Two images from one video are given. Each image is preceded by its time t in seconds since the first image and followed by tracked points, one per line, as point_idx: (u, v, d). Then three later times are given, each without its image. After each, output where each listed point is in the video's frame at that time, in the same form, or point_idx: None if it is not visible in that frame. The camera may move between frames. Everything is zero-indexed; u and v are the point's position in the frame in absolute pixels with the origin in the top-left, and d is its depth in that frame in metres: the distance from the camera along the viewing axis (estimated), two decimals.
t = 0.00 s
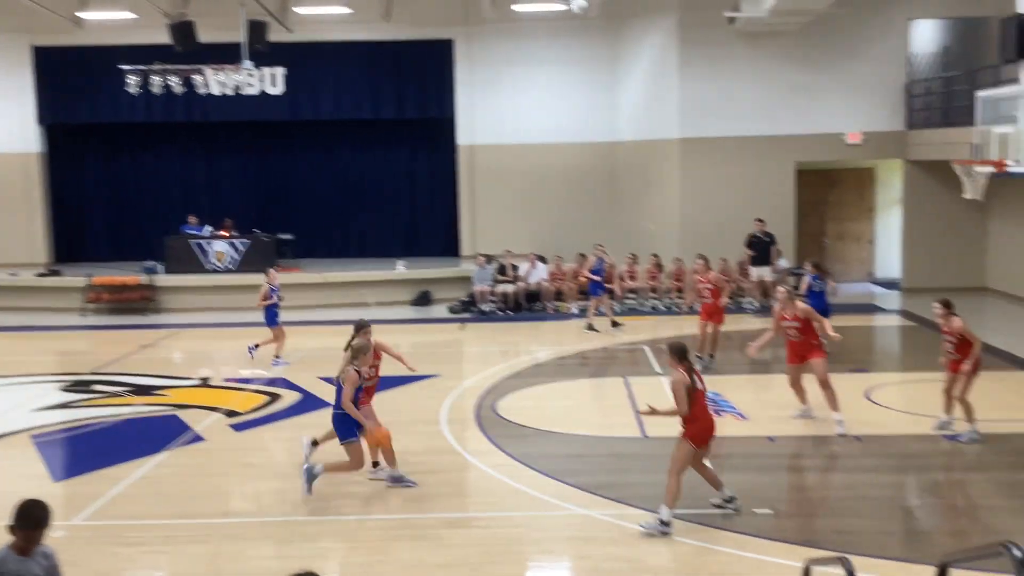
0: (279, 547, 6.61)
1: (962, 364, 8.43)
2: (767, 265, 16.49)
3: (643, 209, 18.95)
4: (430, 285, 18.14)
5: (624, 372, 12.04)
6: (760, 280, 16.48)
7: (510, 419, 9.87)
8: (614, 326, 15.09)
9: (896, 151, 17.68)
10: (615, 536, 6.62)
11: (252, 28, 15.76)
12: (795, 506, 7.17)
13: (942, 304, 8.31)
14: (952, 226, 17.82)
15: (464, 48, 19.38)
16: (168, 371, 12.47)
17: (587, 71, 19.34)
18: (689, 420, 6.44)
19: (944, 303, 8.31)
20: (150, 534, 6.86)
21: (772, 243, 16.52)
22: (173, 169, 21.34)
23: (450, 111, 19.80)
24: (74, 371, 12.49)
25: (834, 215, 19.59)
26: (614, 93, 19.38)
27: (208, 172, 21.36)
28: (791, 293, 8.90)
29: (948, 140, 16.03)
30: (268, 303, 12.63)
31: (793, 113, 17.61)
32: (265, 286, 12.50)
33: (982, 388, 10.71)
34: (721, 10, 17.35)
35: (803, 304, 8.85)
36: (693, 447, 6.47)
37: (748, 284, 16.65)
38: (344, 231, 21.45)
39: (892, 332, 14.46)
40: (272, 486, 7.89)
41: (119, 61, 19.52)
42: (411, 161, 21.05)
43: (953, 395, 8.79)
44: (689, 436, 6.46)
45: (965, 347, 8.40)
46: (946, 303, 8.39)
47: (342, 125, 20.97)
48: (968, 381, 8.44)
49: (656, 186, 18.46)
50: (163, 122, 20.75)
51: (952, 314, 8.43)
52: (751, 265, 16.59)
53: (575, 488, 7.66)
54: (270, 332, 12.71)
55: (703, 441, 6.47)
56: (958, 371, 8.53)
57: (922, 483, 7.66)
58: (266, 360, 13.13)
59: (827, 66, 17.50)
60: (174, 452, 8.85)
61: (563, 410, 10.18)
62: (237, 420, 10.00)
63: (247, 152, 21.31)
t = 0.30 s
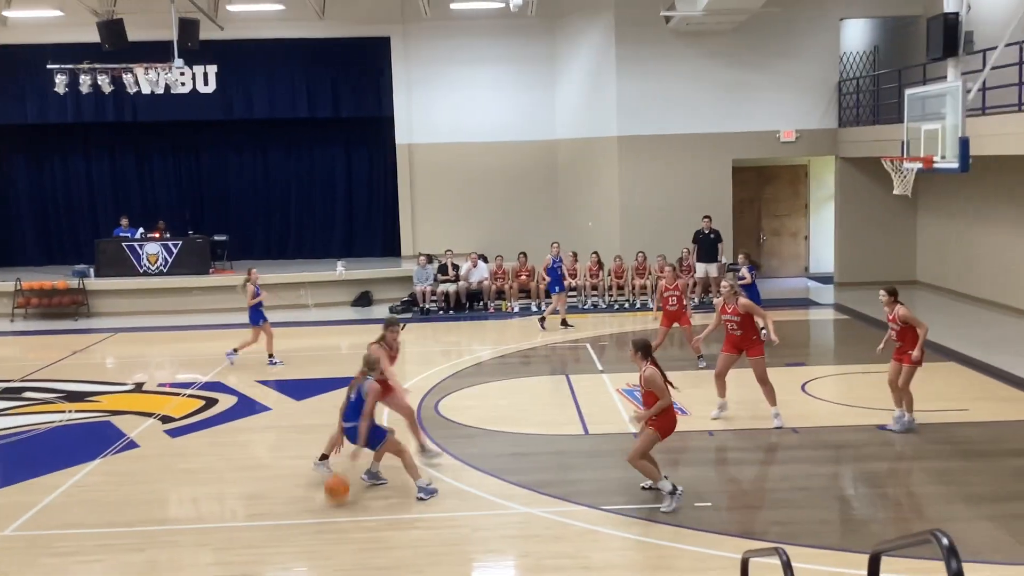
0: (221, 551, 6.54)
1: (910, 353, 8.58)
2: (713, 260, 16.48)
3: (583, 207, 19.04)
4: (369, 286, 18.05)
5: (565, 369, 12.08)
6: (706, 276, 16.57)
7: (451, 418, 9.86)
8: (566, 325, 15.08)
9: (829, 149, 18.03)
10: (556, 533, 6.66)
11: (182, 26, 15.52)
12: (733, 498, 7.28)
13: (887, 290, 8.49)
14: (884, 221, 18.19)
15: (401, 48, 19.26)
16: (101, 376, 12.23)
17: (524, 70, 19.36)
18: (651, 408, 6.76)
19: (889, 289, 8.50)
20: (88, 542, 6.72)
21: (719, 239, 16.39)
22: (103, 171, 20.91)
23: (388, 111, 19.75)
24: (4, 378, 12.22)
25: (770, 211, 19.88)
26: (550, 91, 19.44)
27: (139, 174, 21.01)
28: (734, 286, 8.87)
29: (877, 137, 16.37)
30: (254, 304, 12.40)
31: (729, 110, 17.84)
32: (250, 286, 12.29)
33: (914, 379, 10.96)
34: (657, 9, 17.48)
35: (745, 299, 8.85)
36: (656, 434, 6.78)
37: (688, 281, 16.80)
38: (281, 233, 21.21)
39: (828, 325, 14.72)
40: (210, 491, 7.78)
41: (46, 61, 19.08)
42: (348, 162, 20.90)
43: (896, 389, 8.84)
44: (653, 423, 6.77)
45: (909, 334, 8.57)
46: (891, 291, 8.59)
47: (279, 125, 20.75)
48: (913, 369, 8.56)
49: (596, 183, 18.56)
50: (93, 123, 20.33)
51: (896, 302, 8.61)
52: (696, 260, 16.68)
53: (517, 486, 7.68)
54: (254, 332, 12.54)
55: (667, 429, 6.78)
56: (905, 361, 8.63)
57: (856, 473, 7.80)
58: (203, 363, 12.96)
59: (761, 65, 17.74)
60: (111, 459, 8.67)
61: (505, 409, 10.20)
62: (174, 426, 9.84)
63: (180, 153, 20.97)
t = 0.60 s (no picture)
0: (190, 553, 6.49)
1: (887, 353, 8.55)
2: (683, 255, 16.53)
3: (549, 203, 19.07)
4: (338, 284, 17.91)
5: (533, 365, 12.11)
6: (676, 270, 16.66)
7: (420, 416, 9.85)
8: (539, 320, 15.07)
9: (792, 142, 18.21)
10: (526, 528, 6.67)
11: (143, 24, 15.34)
12: (701, 490, 7.32)
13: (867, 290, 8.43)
14: (847, 213, 18.38)
15: (364, 44, 19.18)
16: (65, 379, 12.08)
17: (489, 66, 19.34)
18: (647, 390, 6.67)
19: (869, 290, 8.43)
20: (53, 547, 6.64)
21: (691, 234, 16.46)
22: (63, 172, 20.64)
23: (353, 107, 19.67)
24: None
25: (736, 204, 20.01)
26: (515, 87, 19.45)
27: (101, 173, 20.78)
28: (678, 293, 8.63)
29: (840, 131, 16.53)
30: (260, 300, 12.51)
31: (694, 105, 17.94)
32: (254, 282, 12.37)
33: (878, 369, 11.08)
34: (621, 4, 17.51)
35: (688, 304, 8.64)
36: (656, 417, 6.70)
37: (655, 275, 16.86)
38: (246, 232, 21.06)
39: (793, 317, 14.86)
40: (177, 493, 7.73)
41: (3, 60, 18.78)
42: (313, 160, 20.79)
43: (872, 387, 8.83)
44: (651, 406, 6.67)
45: (887, 335, 8.53)
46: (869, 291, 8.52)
47: (242, 123, 20.60)
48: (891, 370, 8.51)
49: (562, 179, 18.59)
50: (52, 123, 20.05)
51: (875, 302, 8.57)
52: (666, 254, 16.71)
53: (486, 482, 7.69)
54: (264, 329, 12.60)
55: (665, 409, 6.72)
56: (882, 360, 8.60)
57: (823, 463, 7.87)
58: (169, 364, 12.85)
59: (725, 59, 17.85)
60: (75, 462, 8.57)
61: (474, 405, 10.21)
62: (140, 427, 9.75)
63: (142, 153, 20.74)
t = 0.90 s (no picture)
0: (171, 553, 6.45)
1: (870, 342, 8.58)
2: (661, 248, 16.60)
3: (528, 199, 19.09)
4: (317, 281, 17.85)
5: (514, 360, 12.11)
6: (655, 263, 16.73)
7: (402, 413, 9.83)
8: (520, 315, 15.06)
9: (770, 136, 18.30)
10: (508, 523, 6.67)
11: (117, 20, 15.21)
12: (682, 484, 7.34)
13: (849, 281, 8.45)
14: (825, 207, 18.47)
15: (342, 41, 19.08)
16: (42, 379, 11.99)
17: (468, 61, 19.31)
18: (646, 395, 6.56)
19: (851, 280, 8.45)
20: (32, 549, 6.59)
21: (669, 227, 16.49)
22: (38, 171, 20.45)
23: (331, 104, 19.61)
24: None
25: (715, 198, 20.06)
26: (494, 83, 19.44)
27: (76, 172, 20.61)
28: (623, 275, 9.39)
29: (817, 125, 16.61)
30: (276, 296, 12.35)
31: (673, 100, 17.99)
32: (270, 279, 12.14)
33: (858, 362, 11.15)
34: None
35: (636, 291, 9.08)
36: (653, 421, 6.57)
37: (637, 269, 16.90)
38: (225, 230, 20.96)
39: (773, 310, 14.93)
40: (158, 492, 7.68)
41: None
42: (291, 157, 20.70)
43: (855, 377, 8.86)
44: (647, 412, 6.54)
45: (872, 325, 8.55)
46: (850, 280, 8.54)
47: (220, 120, 20.48)
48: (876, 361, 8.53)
49: (541, 175, 18.59)
50: (26, 122, 19.86)
51: (857, 291, 8.61)
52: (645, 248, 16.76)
53: (468, 478, 7.69)
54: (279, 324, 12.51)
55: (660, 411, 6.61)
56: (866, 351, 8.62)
57: (803, 456, 7.91)
58: (148, 363, 12.78)
59: (702, 54, 17.90)
60: (54, 463, 8.52)
61: (456, 402, 10.19)
62: (120, 427, 9.69)
63: (118, 151, 20.59)
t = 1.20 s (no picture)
0: (167, 557, 6.44)
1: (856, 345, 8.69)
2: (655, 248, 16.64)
3: (522, 201, 19.11)
4: (312, 283, 17.84)
5: (509, 362, 12.10)
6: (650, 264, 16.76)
7: (398, 415, 9.82)
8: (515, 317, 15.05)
9: (764, 136, 18.32)
10: (504, 525, 6.67)
11: (110, 23, 15.18)
12: (678, 484, 7.34)
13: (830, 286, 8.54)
14: (819, 206, 18.51)
15: (336, 44, 19.08)
16: (38, 383, 11.97)
17: (461, 63, 19.32)
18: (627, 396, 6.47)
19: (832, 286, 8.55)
20: (27, 554, 6.57)
21: (662, 227, 16.50)
22: (31, 176, 20.40)
23: (325, 107, 19.60)
24: None
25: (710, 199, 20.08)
26: (487, 84, 19.45)
27: (70, 176, 20.56)
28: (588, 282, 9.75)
29: (811, 125, 16.64)
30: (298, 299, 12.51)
31: (667, 100, 18.00)
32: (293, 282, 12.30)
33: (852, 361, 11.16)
34: None
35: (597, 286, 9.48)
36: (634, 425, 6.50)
37: (632, 270, 16.92)
38: (219, 234, 20.92)
39: (768, 310, 14.95)
40: (154, 496, 7.67)
41: None
42: (285, 160, 20.69)
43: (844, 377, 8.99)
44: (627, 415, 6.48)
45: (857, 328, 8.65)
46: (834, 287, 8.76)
47: (213, 123, 20.45)
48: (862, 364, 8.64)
49: (535, 176, 18.60)
50: (19, 126, 19.81)
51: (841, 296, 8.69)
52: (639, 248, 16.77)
53: (463, 479, 7.69)
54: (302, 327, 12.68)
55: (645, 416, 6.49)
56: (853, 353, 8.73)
57: (798, 455, 7.92)
58: (143, 367, 12.77)
59: (696, 55, 17.93)
60: (50, 468, 8.50)
61: (452, 403, 10.19)
62: (115, 431, 9.68)
63: (112, 155, 20.56)
